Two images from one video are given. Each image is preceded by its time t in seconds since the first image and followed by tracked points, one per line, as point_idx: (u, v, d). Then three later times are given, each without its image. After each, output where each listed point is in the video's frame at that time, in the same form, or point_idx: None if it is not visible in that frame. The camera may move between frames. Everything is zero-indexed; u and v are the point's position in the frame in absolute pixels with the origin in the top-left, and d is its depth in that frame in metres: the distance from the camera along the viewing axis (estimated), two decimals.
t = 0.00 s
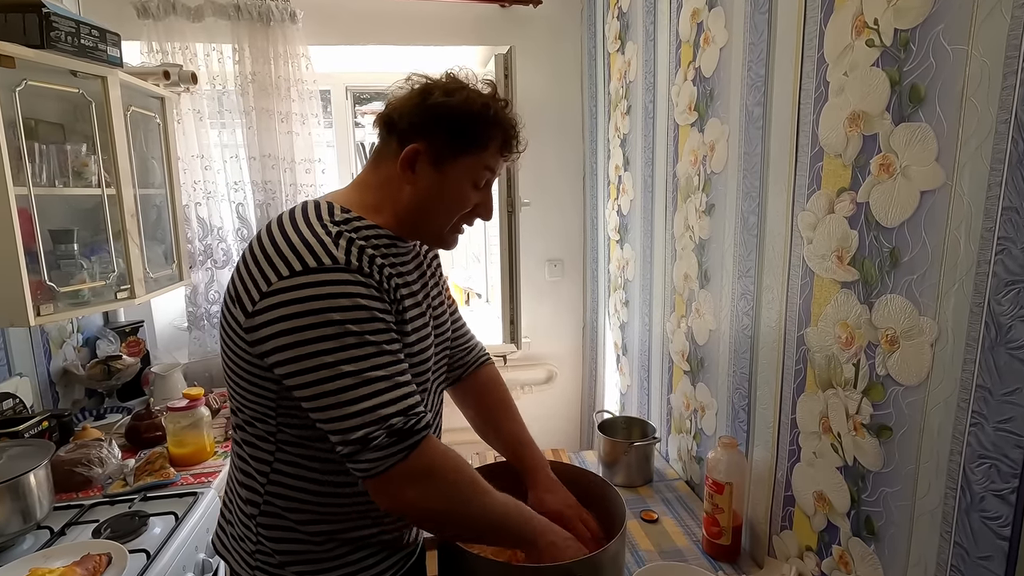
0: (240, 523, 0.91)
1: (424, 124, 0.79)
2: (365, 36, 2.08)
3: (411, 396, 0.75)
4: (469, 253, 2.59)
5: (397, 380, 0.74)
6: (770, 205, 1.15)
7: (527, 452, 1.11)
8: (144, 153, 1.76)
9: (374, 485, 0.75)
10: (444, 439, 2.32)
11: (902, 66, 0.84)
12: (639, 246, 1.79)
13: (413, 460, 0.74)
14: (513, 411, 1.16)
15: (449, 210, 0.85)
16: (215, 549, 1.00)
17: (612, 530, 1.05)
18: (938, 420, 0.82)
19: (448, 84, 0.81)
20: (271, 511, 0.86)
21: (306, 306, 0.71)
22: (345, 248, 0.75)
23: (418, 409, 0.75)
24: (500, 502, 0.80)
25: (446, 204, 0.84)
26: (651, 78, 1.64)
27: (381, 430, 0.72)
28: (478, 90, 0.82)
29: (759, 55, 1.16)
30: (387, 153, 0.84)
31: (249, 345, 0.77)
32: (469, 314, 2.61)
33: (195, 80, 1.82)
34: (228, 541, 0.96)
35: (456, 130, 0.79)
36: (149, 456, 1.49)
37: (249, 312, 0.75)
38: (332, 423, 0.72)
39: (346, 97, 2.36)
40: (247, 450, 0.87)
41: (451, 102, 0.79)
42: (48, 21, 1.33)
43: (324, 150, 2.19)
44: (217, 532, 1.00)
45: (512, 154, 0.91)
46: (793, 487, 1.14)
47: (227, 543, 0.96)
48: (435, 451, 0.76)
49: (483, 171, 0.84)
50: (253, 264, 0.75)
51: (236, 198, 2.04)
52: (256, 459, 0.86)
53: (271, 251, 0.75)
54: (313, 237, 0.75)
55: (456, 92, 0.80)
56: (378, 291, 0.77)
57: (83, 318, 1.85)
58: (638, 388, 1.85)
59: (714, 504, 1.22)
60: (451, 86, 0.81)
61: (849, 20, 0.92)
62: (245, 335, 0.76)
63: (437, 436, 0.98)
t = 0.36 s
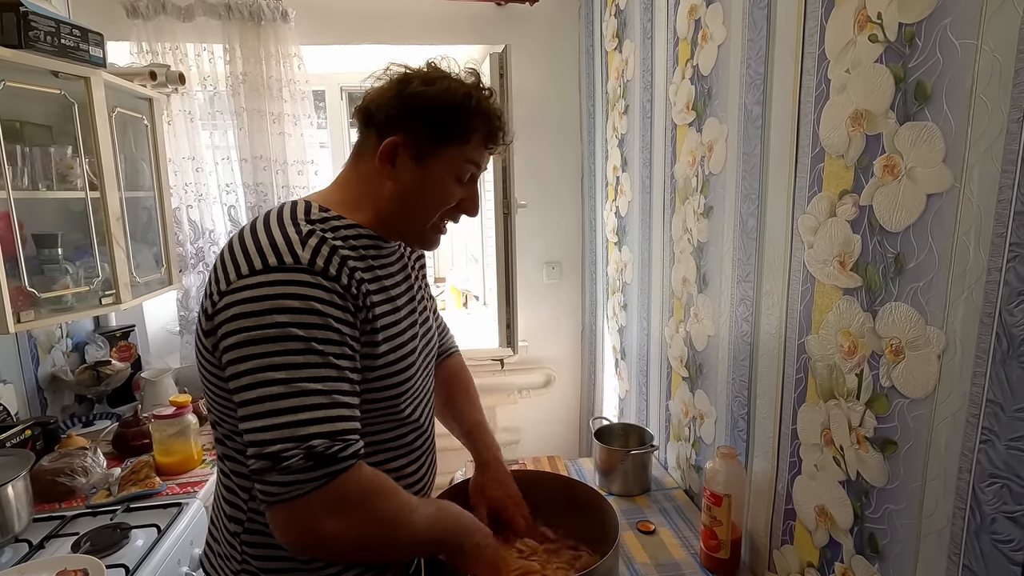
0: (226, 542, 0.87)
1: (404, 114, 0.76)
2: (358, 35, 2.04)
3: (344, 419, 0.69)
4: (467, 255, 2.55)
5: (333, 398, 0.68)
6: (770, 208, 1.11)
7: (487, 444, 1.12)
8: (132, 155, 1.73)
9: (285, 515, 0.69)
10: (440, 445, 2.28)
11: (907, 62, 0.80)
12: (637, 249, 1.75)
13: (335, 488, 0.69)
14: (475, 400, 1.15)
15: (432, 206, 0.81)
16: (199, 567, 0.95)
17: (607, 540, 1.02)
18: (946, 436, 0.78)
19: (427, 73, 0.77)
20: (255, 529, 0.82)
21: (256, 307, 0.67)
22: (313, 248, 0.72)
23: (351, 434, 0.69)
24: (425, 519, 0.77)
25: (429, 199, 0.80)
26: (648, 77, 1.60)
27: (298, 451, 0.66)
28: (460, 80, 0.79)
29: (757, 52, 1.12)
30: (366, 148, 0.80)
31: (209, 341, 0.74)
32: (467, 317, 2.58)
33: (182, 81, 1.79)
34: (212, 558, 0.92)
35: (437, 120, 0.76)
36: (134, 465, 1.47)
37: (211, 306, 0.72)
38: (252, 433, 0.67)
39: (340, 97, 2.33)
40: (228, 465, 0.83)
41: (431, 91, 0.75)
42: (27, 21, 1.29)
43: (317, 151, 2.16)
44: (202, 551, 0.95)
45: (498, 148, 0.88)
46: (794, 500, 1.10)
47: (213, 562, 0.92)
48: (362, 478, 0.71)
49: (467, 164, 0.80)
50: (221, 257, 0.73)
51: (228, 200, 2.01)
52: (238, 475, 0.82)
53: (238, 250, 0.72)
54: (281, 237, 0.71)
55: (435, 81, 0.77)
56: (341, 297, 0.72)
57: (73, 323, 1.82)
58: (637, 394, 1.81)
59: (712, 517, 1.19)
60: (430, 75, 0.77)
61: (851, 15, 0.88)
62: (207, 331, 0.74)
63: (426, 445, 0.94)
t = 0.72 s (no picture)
0: (216, 545, 0.86)
1: (397, 119, 0.75)
2: (357, 35, 2.04)
3: (380, 409, 0.69)
4: (468, 255, 2.55)
5: (365, 391, 0.68)
6: (767, 206, 1.10)
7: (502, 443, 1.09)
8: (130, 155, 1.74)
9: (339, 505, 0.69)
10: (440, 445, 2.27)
11: (905, 56, 0.79)
12: (636, 248, 1.74)
13: (381, 476, 0.69)
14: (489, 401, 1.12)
15: (419, 214, 0.80)
16: (189, 568, 0.95)
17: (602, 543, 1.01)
18: (944, 435, 0.77)
19: (427, 79, 0.76)
20: (247, 532, 0.81)
21: (269, 311, 0.66)
22: (313, 249, 0.71)
23: (389, 422, 0.70)
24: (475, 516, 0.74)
25: (416, 206, 0.79)
26: (647, 76, 1.60)
27: (344, 445, 0.66)
28: (461, 88, 0.77)
29: (755, 49, 1.11)
30: (360, 148, 0.80)
31: (214, 355, 0.73)
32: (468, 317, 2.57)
33: (180, 80, 1.78)
34: (203, 561, 0.91)
35: (431, 129, 0.74)
36: (131, 465, 1.47)
37: (212, 318, 0.70)
38: (291, 437, 0.66)
39: (340, 97, 2.33)
40: (220, 468, 0.82)
41: (427, 99, 0.74)
42: (22, 20, 1.29)
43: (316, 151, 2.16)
44: (193, 553, 0.94)
45: (496, 158, 0.86)
46: (793, 501, 1.09)
47: (204, 564, 0.91)
48: (407, 464, 0.71)
49: (459, 176, 0.79)
50: (216, 267, 0.71)
51: (227, 200, 2.01)
52: (230, 478, 0.81)
53: (234, 254, 0.70)
54: (279, 238, 0.70)
55: (434, 88, 0.75)
56: (349, 294, 0.72)
57: (73, 322, 1.83)
58: (636, 394, 1.80)
59: (711, 517, 1.18)
60: (429, 81, 0.76)
61: (848, 9, 0.87)
62: (209, 344, 0.72)
63: (420, 446, 0.94)
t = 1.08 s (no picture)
0: (220, 537, 0.88)
1: (399, 119, 0.76)
2: (357, 36, 2.06)
3: (331, 421, 0.70)
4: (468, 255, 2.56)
5: (321, 400, 0.69)
6: (761, 203, 1.11)
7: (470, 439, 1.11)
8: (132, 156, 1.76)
9: (275, 511, 0.70)
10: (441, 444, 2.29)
11: (892, 54, 0.80)
12: (634, 247, 1.75)
13: (316, 489, 0.69)
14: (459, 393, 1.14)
15: (422, 212, 0.81)
16: (196, 560, 0.96)
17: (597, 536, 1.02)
18: (933, 430, 0.77)
19: (429, 80, 0.78)
20: (251, 524, 0.82)
21: (248, 305, 0.68)
22: (307, 244, 0.72)
23: (337, 437, 0.70)
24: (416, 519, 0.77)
25: (419, 205, 0.80)
26: (644, 75, 1.61)
27: (282, 453, 0.67)
28: (462, 90, 0.79)
29: (748, 48, 1.12)
30: (361, 148, 0.81)
31: (202, 333, 0.75)
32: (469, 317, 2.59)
33: (182, 82, 1.83)
34: (209, 555, 0.92)
35: (435, 130, 0.76)
36: (134, 462, 1.48)
37: (204, 299, 0.73)
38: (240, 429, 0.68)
39: (341, 98, 2.34)
40: (221, 462, 0.84)
41: (430, 101, 0.75)
42: (26, 23, 1.31)
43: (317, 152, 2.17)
44: (199, 546, 0.96)
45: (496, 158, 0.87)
46: (787, 496, 1.09)
47: (208, 557, 0.93)
48: (348, 475, 0.71)
49: (461, 175, 0.80)
50: (216, 252, 0.73)
51: (229, 200, 2.03)
52: (231, 470, 0.82)
53: (233, 242, 0.72)
54: (276, 231, 0.72)
55: (436, 89, 0.77)
56: (336, 294, 0.73)
57: (76, 322, 1.85)
58: (635, 392, 1.81)
59: (706, 513, 1.18)
60: (431, 83, 0.77)
61: (837, 8, 0.88)
62: (200, 323, 0.75)
63: (420, 441, 0.95)
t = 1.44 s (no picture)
0: (228, 537, 0.89)
1: (363, 106, 0.78)
2: (359, 41, 2.07)
3: (335, 425, 0.71)
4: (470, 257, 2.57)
5: (327, 404, 0.70)
6: (758, 207, 1.11)
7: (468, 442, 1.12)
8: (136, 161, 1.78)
9: (277, 515, 0.71)
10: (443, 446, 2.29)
11: (886, 60, 0.80)
12: (634, 249, 1.76)
13: (320, 494, 0.70)
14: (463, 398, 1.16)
15: (402, 194, 0.78)
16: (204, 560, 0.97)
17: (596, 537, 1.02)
18: (927, 434, 0.78)
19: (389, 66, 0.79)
20: (258, 524, 0.83)
21: (255, 310, 0.69)
22: (313, 249, 0.72)
23: (342, 441, 0.71)
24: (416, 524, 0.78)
25: (396, 186, 0.77)
26: (644, 79, 1.61)
27: (289, 457, 0.68)
28: (425, 68, 0.79)
29: (745, 52, 1.12)
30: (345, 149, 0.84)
31: (211, 337, 0.76)
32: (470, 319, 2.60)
33: (185, 88, 1.84)
34: (217, 555, 0.93)
35: (393, 106, 0.75)
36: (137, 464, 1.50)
37: (213, 304, 0.73)
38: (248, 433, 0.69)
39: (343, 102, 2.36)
40: (228, 462, 0.85)
41: (388, 81, 0.77)
42: (31, 31, 1.34)
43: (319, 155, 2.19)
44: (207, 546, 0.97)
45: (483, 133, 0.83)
46: (785, 500, 1.10)
47: (216, 557, 0.94)
48: (350, 481, 0.72)
49: (433, 149, 0.77)
50: (225, 257, 0.74)
51: (232, 204, 2.05)
52: (237, 472, 0.83)
53: (242, 247, 0.73)
54: (282, 236, 0.72)
55: (394, 71, 0.78)
56: (341, 300, 0.74)
57: (81, 325, 1.87)
58: (635, 394, 1.81)
59: (705, 516, 1.19)
60: (394, 67, 0.78)
61: (833, 14, 0.88)
62: (209, 327, 0.75)
63: (423, 443, 0.95)
